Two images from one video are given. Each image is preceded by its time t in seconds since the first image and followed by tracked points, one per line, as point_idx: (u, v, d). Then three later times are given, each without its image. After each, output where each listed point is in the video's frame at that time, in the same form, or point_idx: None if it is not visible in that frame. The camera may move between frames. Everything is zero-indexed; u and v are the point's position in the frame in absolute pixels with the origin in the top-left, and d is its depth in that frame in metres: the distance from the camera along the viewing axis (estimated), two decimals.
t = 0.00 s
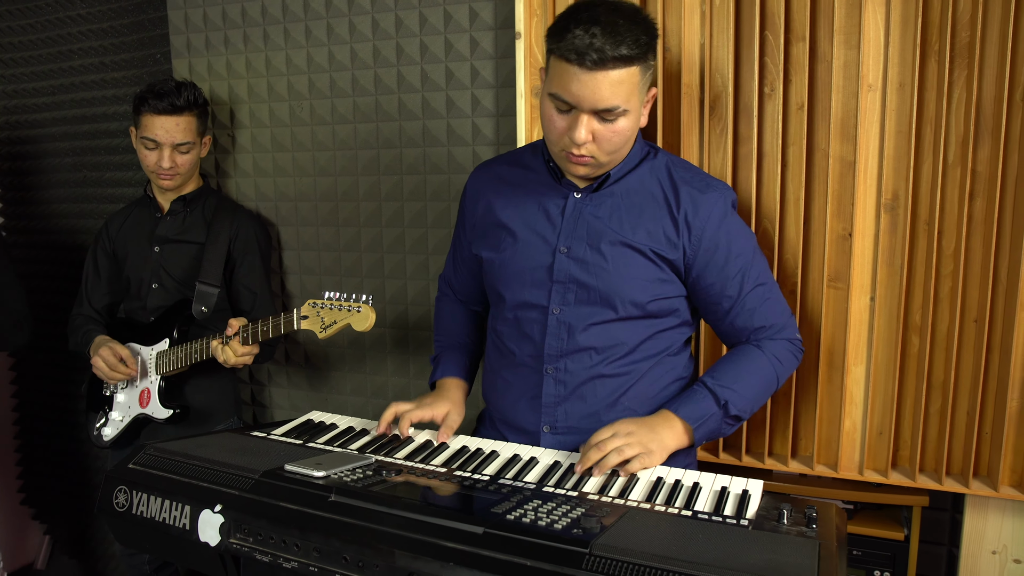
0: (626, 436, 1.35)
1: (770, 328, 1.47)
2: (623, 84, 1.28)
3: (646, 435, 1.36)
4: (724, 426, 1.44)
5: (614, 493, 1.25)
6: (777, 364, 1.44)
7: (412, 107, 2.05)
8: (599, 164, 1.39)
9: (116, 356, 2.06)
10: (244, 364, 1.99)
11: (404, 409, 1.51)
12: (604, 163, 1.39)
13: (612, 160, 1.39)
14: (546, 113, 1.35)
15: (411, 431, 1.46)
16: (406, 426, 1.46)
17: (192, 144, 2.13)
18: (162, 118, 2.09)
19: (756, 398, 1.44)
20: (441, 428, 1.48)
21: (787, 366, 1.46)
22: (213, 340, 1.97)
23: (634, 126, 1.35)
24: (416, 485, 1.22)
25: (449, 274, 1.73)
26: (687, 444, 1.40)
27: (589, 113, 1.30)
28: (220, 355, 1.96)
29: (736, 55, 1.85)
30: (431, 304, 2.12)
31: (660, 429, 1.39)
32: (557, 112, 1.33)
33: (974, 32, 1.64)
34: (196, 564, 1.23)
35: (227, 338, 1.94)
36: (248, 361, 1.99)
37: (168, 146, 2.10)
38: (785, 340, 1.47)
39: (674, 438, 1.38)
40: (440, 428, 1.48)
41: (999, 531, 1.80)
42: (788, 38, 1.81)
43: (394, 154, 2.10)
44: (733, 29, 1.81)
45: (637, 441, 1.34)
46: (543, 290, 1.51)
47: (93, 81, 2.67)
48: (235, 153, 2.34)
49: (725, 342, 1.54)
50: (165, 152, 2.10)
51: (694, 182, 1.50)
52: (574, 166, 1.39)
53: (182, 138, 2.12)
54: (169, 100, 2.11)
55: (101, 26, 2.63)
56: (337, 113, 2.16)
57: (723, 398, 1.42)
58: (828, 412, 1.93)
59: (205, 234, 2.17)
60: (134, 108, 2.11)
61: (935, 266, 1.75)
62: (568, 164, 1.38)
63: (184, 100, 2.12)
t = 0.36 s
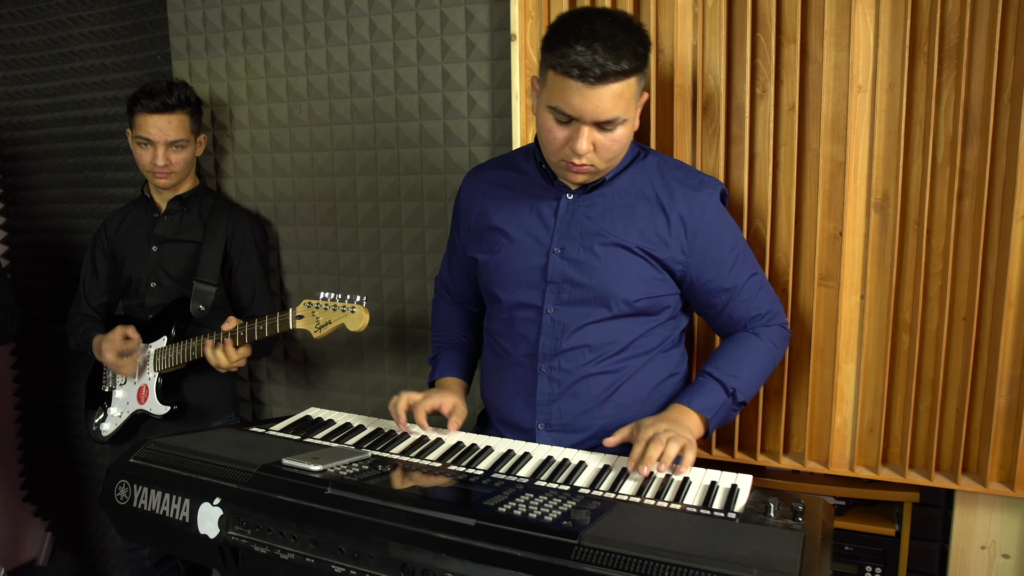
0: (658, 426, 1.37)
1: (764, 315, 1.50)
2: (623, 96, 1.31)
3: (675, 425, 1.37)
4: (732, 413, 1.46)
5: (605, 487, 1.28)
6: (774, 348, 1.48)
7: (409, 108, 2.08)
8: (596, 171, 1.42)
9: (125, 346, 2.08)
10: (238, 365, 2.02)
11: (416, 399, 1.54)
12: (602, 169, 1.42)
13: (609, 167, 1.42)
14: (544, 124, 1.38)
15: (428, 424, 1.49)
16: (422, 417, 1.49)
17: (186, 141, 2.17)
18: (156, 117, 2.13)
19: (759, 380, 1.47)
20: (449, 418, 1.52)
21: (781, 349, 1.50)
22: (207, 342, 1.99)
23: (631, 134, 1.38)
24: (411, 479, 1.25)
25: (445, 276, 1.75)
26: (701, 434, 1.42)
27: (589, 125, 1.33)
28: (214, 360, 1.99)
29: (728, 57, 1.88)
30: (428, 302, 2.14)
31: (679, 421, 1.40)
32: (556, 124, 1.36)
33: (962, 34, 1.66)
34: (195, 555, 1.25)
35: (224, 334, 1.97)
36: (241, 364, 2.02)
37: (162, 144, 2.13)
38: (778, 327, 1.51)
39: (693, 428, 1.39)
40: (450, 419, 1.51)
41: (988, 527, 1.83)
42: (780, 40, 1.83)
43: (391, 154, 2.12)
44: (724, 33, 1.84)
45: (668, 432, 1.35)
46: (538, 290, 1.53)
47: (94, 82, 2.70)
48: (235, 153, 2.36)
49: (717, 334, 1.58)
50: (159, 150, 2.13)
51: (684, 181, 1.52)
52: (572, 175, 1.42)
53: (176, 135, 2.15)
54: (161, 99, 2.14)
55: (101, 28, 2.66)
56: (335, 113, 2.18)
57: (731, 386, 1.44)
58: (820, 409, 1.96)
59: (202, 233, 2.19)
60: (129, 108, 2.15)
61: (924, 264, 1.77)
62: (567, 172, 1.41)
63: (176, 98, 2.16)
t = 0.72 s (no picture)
0: (653, 425, 1.39)
1: (763, 317, 1.53)
2: (594, 55, 1.39)
3: (667, 425, 1.39)
4: (725, 412, 1.49)
5: (604, 480, 1.30)
6: (771, 349, 1.51)
7: (414, 108, 2.11)
8: (588, 146, 1.45)
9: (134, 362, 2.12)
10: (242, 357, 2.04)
11: (424, 400, 1.55)
12: (593, 143, 1.45)
13: (600, 141, 1.46)
14: (530, 104, 1.46)
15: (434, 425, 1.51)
16: (429, 421, 1.50)
17: (185, 131, 2.20)
18: (155, 109, 2.18)
19: (755, 380, 1.49)
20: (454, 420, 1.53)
21: (777, 351, 1.53)
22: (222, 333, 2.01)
23: (614, 101, 1.44)
24: (415, 471, 1.28)
25: (452, 272, 1.78)
26: (695, 431, 1.45)
27: (566, 89, 1.40)
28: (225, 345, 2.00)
29: (728, 56, 1.90)
30: (434, 300, 2.17)
31: (672, 418, 1.43)
32: (538, 98, 1.44)
33: (960, 32, 1.67)
34: (204, 544, 1.29)
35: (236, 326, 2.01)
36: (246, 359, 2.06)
37: (161, 135, 2.17)
38: (775, 329, 1.53)
39: (686, 425, 1.42)
40: (454, 420, 1.53)
41: (989, 523, 1.84)
42: (779, 40, 1.85)
43: (397, 154, 2.16)
44: (724, 33, 1.87)
45: (661, 433, 1.37)
46: (544, 286, 1.56)
47: (104, 84, 2.74)
48: (243, 153, 2.40)
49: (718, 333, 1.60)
50: (159, 142, 2.17)
51: (687, 179, 1.54)
52: (564, 152, 1.46)
53: (175, 126, 2.18)
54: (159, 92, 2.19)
55: (110, 30, 2.70)
56: (342, 114, 2.22)
57: (726, 385, 1.47)
58: (822, 405, 1.97)
59: (213, 231, 2.23)
60: (132, 107, 2.22)
61: (925, 262, 1.78)
62: (558, 149, 1.46)
63: (172, 91, 2.21)
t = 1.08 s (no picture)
0: (683, 406, 1.40)
1: (792, 306, 1.52)
2: (611, 40, 1.46)
3: (698, 407, 1.40)
4: (758, 398, 1.48)
5: (627, 474, 1.33)
6: (801, 338, 1.50)
7: (440, 109, 2.14)
8: (608, 129, 1.48)
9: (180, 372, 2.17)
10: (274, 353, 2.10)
11: (450, 396, 1.58)
12: (613, 127, 1.48)
13: (619, 125, 1.49)
14: (553, 93, 1.52)
15: (460, 418, 1.54)
16: (454, 413, 1.53)
17: (207, 121, 2.25)
18: (181, 104, 2.27)
19: (787, 369, 1.49)
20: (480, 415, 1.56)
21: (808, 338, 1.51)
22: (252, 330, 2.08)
23: (633, 86, 1.48)
24: (441, 463, 1.31)
25: (483, 271, 1.81)
26: (727, 416, 1.44)
27: (585, 71, 1.46)
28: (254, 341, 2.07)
29: (752, 54, 1.91)
30: (460, 297, 2.20)
31: (704, 402, 1.43)
32: (560, 84, 1.50)
33: (988, 29, 1.66)
34: (237, 531, 1.33)
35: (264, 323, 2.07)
36: (278, 353, 2.09)
37: (185, 127, 2.24)
38: (805, 318, 1.52)
39: (719, 409, 1.42)
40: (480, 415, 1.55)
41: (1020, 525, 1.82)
42: (804, 38, 1.85)
43: (424, 154, 2.19)
44: (748, 31, 1.88)
45: (691, 416, 1.38)
46: (570, 280, 1.58)
47: (139, 86, 2.82)
48: (274, 154, 2.45)
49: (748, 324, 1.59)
50: (184, 134, 2.24)
51: (712, 173, 1.54)
52: (585, 136, 1.49)
53: (198, 117, 2.24)
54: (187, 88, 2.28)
55: (145, 34, 2.78)
56: (370, 114, 2.26)
57: (757, 370, 1.46)
58: (847, 404, 1.97)
59: (246, 228, 2.28)
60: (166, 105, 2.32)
61: (952, 260, 1.77)
62: (578, 132, 1.49)
63: (196, 85, 2.28)
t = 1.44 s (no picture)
0: (719, 402, 1.40)
1: (835, 304, 1.49)
2: (647, 35, 1.48)
3: (734, 401, 1.40)
4: (795, 394, 1.47)
5: (666, 472, 1.33)
6: (843, 336, 1.47)
7: (480, 109, 2.16)
8: (646, 122, 1.48)
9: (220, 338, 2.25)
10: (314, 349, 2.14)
11: (488, 396, 1.60)
12: (651, 121, 1.49)
13: (658, 119, 1.49)
14: (592, 92, 1.54)
15: (498, 417, 1.56)
16: (493, 412, 1.55)
17: (255, 131, 2.29)
18: (232, 109, 2.30)
19: (828, 367, 1.47)
20: (519, 413, 1.57)
21: (850, 338, 1.48)
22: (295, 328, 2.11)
23: (671, 80, 1.49)
24: (481, 459, 1.33)
25: (523, 274, 1.82)
26: (762, 409, 1.45)
27: (622, 66, 1.48)
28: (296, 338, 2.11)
29: (793, 51, 1.89)
30: (499, 296, 2.21)
31: (739, 393, 1.43)
32: (598, 82, 1.52)
33: None
34: (281, 524, 1.36)
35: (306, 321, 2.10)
36: (320, 348, 2.14)
37: (234, 134, 2.28)
38: (849, 316, 1.49)
39: (752, 402, 1.42)
40: (518, 414, 1.56)
41: None
42: (847, 35, 1.83)
43: (464, 153, 2.21)
44: (789, 28, 1.86)
45: (727, 411, 1.39)
46: (612, 281, 1.58)
47: (186, 89, 2.89)
48: (316, 154, 2.50)
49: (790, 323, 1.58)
50: (232, 140, 2.28)
51: (753, 171, 1.53)
52: (623, 130, 1.49)
53: (246, 126, 2.28)
54: (238, 94, 2.32)
55: (191, 38, 2.85)
56: (410, 115, 2.29)
57: (795, 366, 1.45)
58: (891, 406, 1.93)
59: (289, 228, 2.32)
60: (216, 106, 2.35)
61: (1000, 260, 1.72)
62: (617, 126, 1.50)
63: (248, 93, 2.32)
